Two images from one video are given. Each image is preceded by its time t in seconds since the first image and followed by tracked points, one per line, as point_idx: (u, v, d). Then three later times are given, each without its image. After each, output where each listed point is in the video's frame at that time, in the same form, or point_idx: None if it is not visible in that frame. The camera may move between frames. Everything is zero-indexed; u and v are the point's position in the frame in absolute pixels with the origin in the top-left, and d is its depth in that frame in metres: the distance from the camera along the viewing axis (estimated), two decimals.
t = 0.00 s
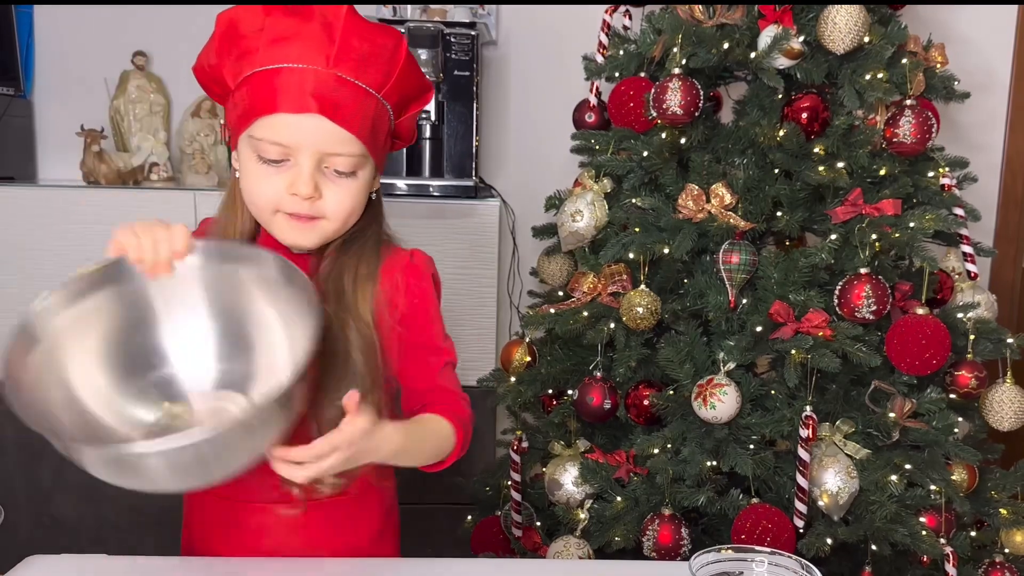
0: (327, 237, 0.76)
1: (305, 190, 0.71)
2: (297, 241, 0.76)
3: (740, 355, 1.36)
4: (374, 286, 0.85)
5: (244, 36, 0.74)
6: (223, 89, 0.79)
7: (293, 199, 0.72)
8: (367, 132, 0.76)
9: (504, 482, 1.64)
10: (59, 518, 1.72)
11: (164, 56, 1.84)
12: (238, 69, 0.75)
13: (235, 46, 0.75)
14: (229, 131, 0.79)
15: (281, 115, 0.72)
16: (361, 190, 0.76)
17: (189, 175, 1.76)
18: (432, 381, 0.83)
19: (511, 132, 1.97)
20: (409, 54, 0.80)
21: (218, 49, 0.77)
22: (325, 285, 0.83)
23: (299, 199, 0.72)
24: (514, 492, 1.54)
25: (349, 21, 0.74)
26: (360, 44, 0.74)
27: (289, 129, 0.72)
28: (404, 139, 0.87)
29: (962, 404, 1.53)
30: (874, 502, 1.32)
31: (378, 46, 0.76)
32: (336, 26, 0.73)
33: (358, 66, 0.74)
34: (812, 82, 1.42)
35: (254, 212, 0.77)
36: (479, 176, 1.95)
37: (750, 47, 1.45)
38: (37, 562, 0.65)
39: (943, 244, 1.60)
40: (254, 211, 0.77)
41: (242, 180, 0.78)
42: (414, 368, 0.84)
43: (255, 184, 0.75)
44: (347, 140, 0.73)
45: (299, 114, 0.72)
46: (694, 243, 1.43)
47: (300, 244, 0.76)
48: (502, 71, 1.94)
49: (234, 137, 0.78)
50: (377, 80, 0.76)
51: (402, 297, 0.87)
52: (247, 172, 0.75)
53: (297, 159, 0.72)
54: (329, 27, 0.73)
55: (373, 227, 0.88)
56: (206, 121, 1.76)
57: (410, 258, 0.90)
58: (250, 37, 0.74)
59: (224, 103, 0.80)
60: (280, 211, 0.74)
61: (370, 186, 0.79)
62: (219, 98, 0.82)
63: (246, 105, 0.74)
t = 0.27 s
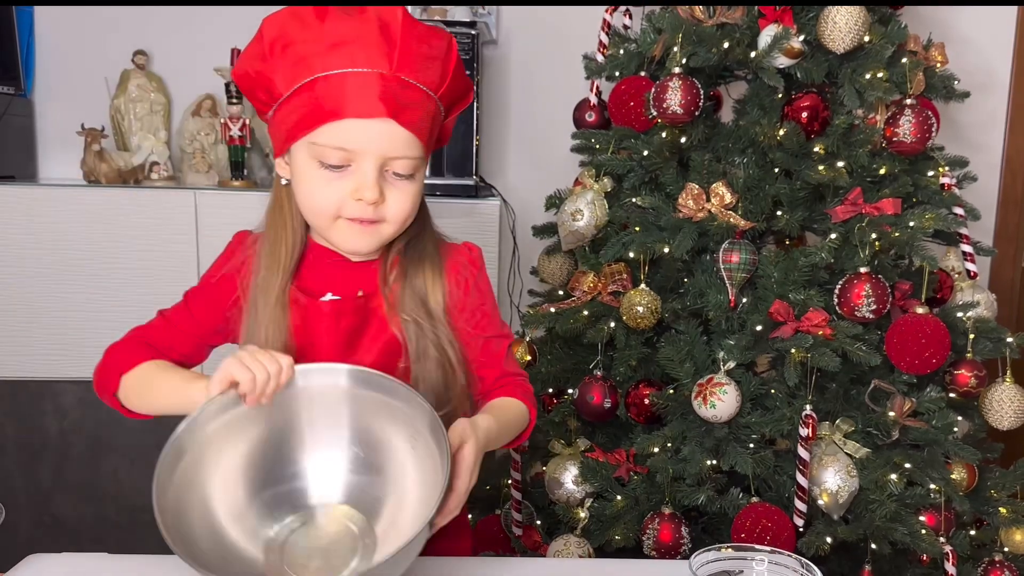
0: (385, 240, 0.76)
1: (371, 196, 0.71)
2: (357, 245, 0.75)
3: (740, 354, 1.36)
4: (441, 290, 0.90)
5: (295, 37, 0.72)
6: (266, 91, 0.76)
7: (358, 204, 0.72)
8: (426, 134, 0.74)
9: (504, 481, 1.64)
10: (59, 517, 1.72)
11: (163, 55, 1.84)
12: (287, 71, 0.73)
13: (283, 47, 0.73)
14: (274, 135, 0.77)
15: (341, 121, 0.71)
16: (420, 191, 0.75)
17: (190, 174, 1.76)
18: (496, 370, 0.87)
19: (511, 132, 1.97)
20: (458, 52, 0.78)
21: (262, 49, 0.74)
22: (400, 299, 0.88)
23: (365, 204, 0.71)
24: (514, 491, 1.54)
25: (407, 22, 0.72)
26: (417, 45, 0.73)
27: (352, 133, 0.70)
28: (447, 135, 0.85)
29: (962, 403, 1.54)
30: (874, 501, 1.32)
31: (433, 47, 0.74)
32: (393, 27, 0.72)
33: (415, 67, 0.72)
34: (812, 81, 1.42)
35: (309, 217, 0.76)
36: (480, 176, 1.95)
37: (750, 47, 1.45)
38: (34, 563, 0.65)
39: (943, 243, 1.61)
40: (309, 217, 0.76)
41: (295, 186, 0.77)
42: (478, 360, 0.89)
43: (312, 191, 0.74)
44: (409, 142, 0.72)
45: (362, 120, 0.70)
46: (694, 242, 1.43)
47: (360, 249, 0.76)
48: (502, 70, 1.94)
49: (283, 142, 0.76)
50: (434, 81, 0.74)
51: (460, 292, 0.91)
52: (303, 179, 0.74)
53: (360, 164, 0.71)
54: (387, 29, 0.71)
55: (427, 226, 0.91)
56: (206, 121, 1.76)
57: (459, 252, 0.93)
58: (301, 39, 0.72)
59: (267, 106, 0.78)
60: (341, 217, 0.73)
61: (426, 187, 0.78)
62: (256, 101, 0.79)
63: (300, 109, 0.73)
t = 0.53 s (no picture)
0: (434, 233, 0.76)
1: (423, 187, 0.72)
2: (408, 238, 0.76)
3: (739, 352, 1.37)
4: (485, 287, 0.90)
5: (348, 30, 0.74)
6: (320, 85, 0.78)
7: (409, 196, 0.73)
8: (477, 126, 0.75)
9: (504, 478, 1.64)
10: (59, 515, 1.72)
11: (163, 53, 1.84)
12: (340, 63, 0.75)
13: (337, 41, 0.74)
14: (327, 128, 0.79)
15: (395, 110, 0.72)
16: (469, 183, 0.76)
17: (190, 172, 1.76)
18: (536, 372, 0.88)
19: (511, 130, 1.98)
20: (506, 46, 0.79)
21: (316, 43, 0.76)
22: (445, 295, 0.89)
23: (416, 195, 0.72)
24: (514, 489, 1.54)
25: (458, 13, 0.74)
26: (468, 37, 0.74)
27: (404, 124, 0.72)
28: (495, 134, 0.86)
29: (961, 401, 1.54)
30: (873, 499, 1.33)
31: (482, 38, 0.75)
32: (445, 18, 0.73)
33: (465, 58, 0.73)
34: (812, 80, 1.42)
35: (360, 210, 0.77)
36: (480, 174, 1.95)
37: (750, 45, 1.45)
38: (27, 564, 0.65)
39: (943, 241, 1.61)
40: (360, 210, 0.77)
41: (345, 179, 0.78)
42: (517, 360, 0.90)
43: (364, 183, 0.75)
44: (459, 133, 0.73)
45: (416, 110, 0.71)
46: (694, 240, 1.44)
47: (410, 242, 0.76)
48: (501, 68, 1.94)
49: (335, 135, 0.77)
50: (484, 72, 0.75)
51: (502, 291, 0.91)
52: (356, 172, 0.75)
53: (412, 154, 0.72)
54: (438, 19, 0.73)
55: (472, 226, 0.92)
56: (206, 119, 1.76)
57: (502, 250, 0.94)
58: (354, 32, 0.73)
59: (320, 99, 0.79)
60: (393, 210, 0.74)
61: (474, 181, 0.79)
62: (308, 95, 0.81)
63: (354, 101, 0.74)
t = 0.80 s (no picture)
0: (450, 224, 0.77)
1: (440, 177, 0.72)
2: (424, 232, 0.76)
3: (740, 350, 1.37)
4: (489, 278, 0.90)
5: (357, 25, 0.74)
6: (329, 82, 0.78)
7: (426, 187, 0.73)
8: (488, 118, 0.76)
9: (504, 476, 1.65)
10: (60, 513, 1.73)
11: (163, 51, 1.84)
12: (350, 59, 0.74)
13: (346, 37, 0.74)
14: (337, 124, 0.78)
15: (409, 104, 0.72)
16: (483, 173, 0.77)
17: (190, 171, 1.76)
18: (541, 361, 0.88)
19: (511, 128, 1.98)
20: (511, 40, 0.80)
21: (325, 40, 0.76)
22: (449, 287, 0.89)
23: (433, 185, 0.73)
24: (515, 487, 1.55)
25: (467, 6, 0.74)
26: (477, 29, 0.75)
27: (419, 116, 0.72)
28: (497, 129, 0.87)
29: (961, 399, 1.54)
30: (873, 496, 1.33)
31: (490, 30, 0.76)
32: (454, 11, 0.74)
33: (476, 50, 0.74)
34: (812, 78, 1.42)
35: (376, 204, 0.77)
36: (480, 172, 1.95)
37: (750, 43, 1.45)
38: (25, 563, 0.65)
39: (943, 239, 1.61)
40: (375, 204, 0.77)
41: (358, 175, 0.78)
42: (522, 349, 0.90)
43: (380, 176, 0.75)
44: (474, 123, 0.74)
45: (431, 102, 0.72)
46: (694, 238, 1.44)
47: (426, 236, 0.76)
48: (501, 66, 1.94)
49: (347, 130, 0.77)
50: (494, 64, 0.76)
51: (506, 282, 0.91)
52: (370, 166, 0.75)
53: (427, 145, 0.73)
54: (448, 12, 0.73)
55: (477, 220, 0.92)
56: (206, 117, 1.76)
57: (505, 242, 0.94)
58: (364, 28, 0.73)
59: (329, 96, 0.79)
60: (410, 204, 0.74)
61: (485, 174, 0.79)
62: (315, 93, 0.80)
63: (367, 96, 0.74)
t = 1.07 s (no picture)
0: (438, 192, 0.80)
1: (423, 137, 0.77)
2: (410, 198, 0.80)
3: (740, 348, 1.37)
4: (484, 275, 0.92)
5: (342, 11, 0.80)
6: (318, 68, 0.85)
7: (409, 148, 0.77)
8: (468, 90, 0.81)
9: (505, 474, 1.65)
10: (62, 511, 1.73)
11: (163, 49, 1.84)
12: (337, 40, 0.81)
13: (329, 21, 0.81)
14: (328, 110, 0.85)
15: (390, 72, 0.78)
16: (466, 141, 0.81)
17: (190, 168, 1.76)
18: (533, 358, 0.91)
19: (511, 126, 1.97)
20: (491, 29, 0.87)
21: (314, 30, 0.83)
22: (446, 281, 0.90)
23: (416, 145, 0.77)
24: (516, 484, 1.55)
25: None
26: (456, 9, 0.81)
27: (398, 77, 0.78)
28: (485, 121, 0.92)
29: (961, 397, 1.54)
30: (873, 493, 1.33)
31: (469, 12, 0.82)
32: None
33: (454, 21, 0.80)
34: (813, 75, 1.42)
35: (363, 177, 0.81)
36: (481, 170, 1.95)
37: (751, 40, 1.45)
38: (25, 562, 0.65)
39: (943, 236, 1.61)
40: (362, 177, 0.81)
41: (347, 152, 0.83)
42: (517, 345, 0.91)
43: (365, 146, 0.79)
44: (453, 87, 0.79)
45: (410, 67, 0.77)
46: (695, 236, 1.44)
47: (412, 202, 0.80)
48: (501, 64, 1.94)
49: (337, 110, 0.83)
50: (473, 40, 0.82)
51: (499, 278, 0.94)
52: (357, 136, 0.80)
53: (409, 109, 0.78)
54: None
55: (471, 217, 0.94)
56: (206, 115, 1.76)
57: (496, 240, 0.97)
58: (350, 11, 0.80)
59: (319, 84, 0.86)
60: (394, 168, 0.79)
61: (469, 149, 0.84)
62: (309, 86, 0.87)
63: (351, 71, 0.80)
